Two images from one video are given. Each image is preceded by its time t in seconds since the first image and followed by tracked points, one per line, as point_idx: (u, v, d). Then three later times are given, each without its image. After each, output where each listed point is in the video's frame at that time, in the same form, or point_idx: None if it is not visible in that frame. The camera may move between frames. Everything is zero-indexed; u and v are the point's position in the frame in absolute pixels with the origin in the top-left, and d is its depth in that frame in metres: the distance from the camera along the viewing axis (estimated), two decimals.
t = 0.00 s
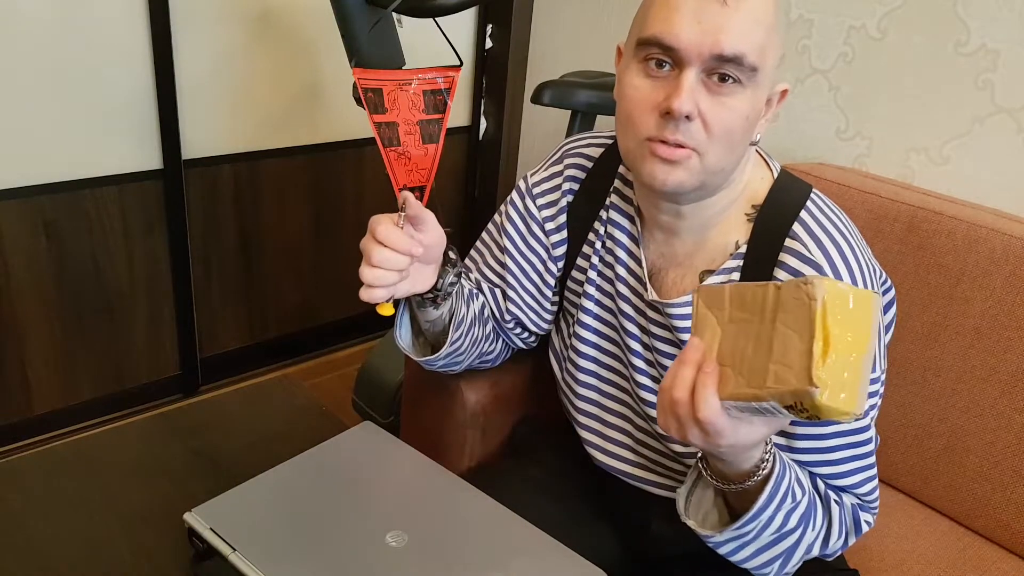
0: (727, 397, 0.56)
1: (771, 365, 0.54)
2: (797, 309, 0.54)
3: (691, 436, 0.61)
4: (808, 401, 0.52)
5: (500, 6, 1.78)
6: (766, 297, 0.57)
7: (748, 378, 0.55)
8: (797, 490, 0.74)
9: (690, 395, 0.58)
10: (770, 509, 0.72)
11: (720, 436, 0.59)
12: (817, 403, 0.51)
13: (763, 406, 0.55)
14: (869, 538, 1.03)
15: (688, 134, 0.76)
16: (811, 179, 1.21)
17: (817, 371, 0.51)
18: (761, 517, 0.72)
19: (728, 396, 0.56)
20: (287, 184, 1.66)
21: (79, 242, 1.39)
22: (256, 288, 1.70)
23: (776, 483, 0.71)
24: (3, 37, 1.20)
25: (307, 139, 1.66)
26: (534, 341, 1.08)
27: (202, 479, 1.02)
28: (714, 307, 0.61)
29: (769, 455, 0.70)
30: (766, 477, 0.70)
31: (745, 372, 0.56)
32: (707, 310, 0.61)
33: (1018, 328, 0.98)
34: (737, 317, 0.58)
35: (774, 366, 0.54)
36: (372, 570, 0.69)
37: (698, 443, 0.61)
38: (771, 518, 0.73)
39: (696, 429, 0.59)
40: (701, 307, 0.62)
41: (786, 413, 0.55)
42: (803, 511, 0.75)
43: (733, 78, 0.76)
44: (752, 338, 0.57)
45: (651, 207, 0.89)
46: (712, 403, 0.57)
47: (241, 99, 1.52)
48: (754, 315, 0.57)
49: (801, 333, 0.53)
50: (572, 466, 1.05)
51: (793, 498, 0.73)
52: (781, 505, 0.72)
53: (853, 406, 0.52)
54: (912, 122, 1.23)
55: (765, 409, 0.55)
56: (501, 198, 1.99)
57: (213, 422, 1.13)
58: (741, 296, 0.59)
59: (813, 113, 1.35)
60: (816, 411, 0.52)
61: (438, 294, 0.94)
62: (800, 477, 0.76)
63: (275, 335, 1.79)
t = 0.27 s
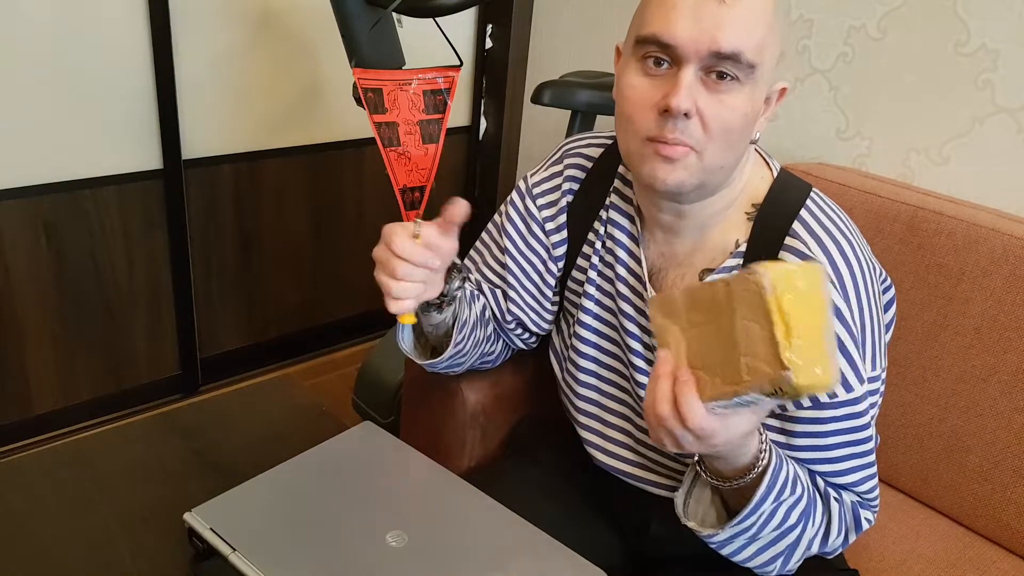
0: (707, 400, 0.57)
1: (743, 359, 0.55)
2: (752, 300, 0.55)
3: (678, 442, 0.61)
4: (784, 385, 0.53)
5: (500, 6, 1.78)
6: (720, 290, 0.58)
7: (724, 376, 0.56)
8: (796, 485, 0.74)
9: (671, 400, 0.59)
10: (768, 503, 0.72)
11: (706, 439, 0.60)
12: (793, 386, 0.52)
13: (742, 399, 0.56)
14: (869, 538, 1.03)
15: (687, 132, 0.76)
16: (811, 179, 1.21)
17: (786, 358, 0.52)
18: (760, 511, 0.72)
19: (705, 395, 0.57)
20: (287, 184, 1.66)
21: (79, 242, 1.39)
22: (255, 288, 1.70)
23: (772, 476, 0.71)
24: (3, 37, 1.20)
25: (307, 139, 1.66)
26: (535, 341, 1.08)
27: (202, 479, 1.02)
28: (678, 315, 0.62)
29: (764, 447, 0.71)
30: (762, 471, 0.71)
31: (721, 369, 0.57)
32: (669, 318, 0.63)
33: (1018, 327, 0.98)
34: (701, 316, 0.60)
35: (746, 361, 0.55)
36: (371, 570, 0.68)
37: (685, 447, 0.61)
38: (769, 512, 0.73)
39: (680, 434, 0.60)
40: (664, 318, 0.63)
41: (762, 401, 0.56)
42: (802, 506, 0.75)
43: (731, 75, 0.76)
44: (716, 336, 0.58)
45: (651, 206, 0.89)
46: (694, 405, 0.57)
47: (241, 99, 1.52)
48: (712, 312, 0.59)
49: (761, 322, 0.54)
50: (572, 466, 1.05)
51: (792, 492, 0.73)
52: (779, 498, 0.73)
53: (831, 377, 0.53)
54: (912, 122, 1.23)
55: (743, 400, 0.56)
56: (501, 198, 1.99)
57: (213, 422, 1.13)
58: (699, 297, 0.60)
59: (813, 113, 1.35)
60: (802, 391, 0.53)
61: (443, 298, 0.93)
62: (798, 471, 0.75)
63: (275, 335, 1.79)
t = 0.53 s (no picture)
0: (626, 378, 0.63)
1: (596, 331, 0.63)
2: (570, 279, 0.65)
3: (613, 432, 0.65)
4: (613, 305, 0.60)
5: (500, 6, 1.78)
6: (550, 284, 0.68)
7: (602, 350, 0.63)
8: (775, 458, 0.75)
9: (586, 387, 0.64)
10: (744, 467, 0.73)
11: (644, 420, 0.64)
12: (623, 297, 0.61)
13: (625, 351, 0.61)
14: (869, 538, 1.03)
15: (684, 131, 0.77)
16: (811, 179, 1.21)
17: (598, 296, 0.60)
18: (734, 475, 0.73)
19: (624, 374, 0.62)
20: (287, 184, 1.66)
21: (79, 242, 1.39)
22: (255, 288, 1.70)
23: (746, 436, 0.72)
24: (3, 37, 1.20)
25: (307, 139, 1.66)
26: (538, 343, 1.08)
27: (202, 479, 1.02)
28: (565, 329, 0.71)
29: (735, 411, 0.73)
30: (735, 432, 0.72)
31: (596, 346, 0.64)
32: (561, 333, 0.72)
33: (1018, 327, 0.98)
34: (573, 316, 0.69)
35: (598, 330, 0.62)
36: (371, 570, 0.68)
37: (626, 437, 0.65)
38: (744, 478, 0.74)
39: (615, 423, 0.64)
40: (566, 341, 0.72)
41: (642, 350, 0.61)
42: (782, 478, 0.76)
43: (727, 73, 0.76)
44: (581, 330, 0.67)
45: (650, 205, 0.89)
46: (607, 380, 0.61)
47: (241, 98, 1.52)
48: (556, 320, 0.65)
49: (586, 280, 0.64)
50: (572, 466, 1.05)
51: (768, 461, 0.74)
52: (754, 465, 0.73)
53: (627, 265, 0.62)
54: (912, 121, 1.23)
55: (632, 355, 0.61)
56: (501, 198, 1.99)
57: (213, 423, 1.13)
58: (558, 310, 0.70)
59: (813, 113, 1.35)
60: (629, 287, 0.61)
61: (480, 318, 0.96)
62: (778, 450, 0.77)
63: (275, 335, 1.79)
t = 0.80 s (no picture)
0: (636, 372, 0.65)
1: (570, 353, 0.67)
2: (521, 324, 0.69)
3: (638, 435, 0.68)
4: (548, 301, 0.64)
5: (500, 6, 1.78)
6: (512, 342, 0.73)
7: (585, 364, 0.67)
8: (780, 460, 0.76)
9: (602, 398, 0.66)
10: (749, 475, 0.74)
11: (667, 411, 0.66)
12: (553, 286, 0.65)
13: (589, 329, 0.64)
14: (869, 538, 1.03)
15: (674, 128, 0.76)
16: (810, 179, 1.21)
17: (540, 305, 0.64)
18: (740, 483, 0.74)
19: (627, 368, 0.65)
20: (287, 184, 1.66)
21: (79, 242, 1.39)
22: (255, 288, 1.70)
23: (748, 445, 0.73)
24: (3, 37, 1.20)
25: (307, 139, 1.66)
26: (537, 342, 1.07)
27: (202, 479, 1.02)
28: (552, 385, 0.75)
29: (738, 418, 0.74)
30: (739, 442, 0.73)
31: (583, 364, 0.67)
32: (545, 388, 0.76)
33: (1019, 327, 0.98)
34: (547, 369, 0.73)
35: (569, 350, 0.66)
36: (371, 570, 0.68)
37: (653, 435, 0.68)
38: (750, 485, 0.74)
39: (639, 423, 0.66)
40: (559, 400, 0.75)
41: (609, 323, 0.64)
42: (788, 480, 0.76)
43: (717, 70, 0.76)
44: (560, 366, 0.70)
45: (646, 204, 0.89)
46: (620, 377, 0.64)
47: (241, 98, 1.52)
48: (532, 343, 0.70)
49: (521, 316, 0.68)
50: (572, 466, 1.05)
51: (773, 465, 0.75)
52: (759, 471, 0.74)
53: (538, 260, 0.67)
54: (912, 122, 1.23)
55: (601, 330, 0.64)
56: (501, 197, 1.99)
57: (213, 423, 1.13)
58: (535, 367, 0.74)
59: (812, 113, 1.35)
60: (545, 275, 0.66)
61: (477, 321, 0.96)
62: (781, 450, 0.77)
63: (275, 335, 1.79)
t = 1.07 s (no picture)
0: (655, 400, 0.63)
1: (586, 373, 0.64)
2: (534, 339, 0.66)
3: (647, 454, 0.67)
4: (559, 332, 0.61)
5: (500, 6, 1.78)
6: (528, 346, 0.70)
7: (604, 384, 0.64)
8: (783, 464, 0.76)
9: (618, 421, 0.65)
10: (751, 482, 0.73)
11: (682, 438, 0.65)
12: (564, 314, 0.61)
13: (601, 357, 0.61)
14: (869, 538, 1.03)
15: (679, 122, 0.77)
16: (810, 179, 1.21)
17: (551, 334, 0.62)
18: (743, 490, 0.74)
19: (646, 396, 0.62)
20: (287, 184, 1.66)
21: (79, 242, 1.39)
22: (255, 288, 1.70)
23: (753, 454, 0.72)
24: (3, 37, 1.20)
25: (307, 139, 1.66)
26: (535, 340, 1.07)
27: (202, 479, 1.02)
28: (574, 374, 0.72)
29: (743, 423, 0.73)
30: (743, 448, 0.72)
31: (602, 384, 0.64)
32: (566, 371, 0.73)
33: (1019, 327, 0.98)
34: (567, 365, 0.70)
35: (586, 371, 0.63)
36: (371, 570, 0.68)
37: (662, 456, 0.67)
38: (752, 491, 0.74)
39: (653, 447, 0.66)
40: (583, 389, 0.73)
41: (626, 349, 0.61)
42: (790, 486, 0.76)
43: (721, 63, 0.76)
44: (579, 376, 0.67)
45: (648, 201, 0.89)
46: (639, 407, 0.62)
47: (241, 98, 1.52)
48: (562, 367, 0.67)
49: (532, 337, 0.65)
50: (572, 465, 1.05)
51: (776, 472, 0.74)
52: (762, 479, 0.74)
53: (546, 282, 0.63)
54: (912, 122, 1.23)
55: (615, 357, 0.60)
56: (501, 197, 1.99)
57: (213, 423, 1.13)
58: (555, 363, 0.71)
59: (812, 113, 1.35)
60: (552, 304, 0.62)
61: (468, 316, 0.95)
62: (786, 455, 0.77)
63: (275, 335, 1.79)
